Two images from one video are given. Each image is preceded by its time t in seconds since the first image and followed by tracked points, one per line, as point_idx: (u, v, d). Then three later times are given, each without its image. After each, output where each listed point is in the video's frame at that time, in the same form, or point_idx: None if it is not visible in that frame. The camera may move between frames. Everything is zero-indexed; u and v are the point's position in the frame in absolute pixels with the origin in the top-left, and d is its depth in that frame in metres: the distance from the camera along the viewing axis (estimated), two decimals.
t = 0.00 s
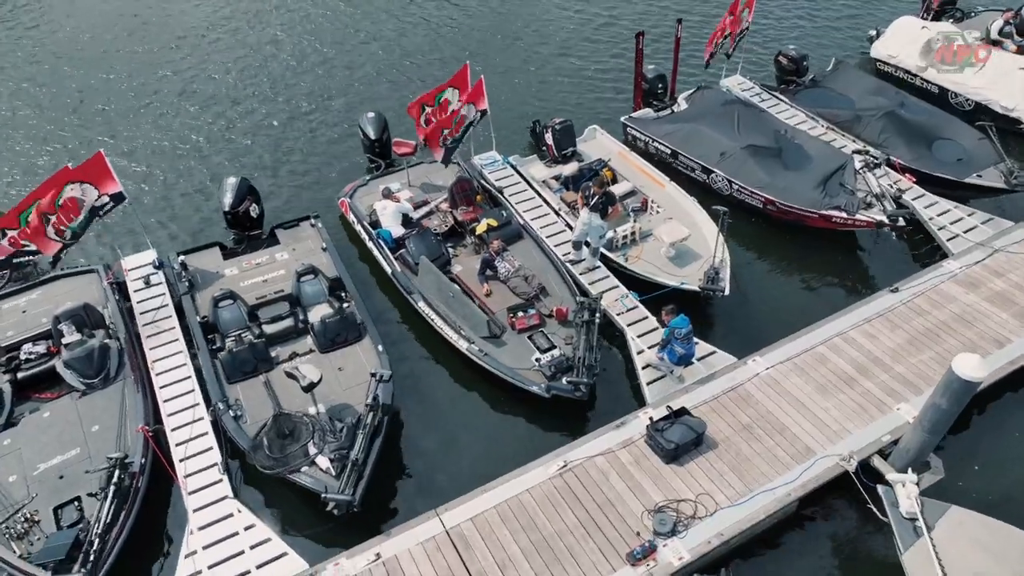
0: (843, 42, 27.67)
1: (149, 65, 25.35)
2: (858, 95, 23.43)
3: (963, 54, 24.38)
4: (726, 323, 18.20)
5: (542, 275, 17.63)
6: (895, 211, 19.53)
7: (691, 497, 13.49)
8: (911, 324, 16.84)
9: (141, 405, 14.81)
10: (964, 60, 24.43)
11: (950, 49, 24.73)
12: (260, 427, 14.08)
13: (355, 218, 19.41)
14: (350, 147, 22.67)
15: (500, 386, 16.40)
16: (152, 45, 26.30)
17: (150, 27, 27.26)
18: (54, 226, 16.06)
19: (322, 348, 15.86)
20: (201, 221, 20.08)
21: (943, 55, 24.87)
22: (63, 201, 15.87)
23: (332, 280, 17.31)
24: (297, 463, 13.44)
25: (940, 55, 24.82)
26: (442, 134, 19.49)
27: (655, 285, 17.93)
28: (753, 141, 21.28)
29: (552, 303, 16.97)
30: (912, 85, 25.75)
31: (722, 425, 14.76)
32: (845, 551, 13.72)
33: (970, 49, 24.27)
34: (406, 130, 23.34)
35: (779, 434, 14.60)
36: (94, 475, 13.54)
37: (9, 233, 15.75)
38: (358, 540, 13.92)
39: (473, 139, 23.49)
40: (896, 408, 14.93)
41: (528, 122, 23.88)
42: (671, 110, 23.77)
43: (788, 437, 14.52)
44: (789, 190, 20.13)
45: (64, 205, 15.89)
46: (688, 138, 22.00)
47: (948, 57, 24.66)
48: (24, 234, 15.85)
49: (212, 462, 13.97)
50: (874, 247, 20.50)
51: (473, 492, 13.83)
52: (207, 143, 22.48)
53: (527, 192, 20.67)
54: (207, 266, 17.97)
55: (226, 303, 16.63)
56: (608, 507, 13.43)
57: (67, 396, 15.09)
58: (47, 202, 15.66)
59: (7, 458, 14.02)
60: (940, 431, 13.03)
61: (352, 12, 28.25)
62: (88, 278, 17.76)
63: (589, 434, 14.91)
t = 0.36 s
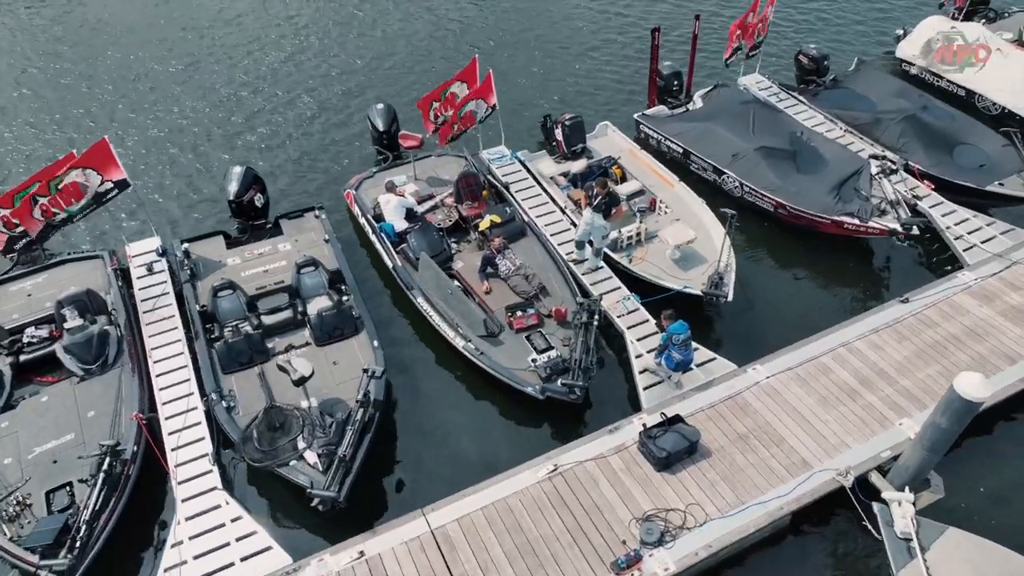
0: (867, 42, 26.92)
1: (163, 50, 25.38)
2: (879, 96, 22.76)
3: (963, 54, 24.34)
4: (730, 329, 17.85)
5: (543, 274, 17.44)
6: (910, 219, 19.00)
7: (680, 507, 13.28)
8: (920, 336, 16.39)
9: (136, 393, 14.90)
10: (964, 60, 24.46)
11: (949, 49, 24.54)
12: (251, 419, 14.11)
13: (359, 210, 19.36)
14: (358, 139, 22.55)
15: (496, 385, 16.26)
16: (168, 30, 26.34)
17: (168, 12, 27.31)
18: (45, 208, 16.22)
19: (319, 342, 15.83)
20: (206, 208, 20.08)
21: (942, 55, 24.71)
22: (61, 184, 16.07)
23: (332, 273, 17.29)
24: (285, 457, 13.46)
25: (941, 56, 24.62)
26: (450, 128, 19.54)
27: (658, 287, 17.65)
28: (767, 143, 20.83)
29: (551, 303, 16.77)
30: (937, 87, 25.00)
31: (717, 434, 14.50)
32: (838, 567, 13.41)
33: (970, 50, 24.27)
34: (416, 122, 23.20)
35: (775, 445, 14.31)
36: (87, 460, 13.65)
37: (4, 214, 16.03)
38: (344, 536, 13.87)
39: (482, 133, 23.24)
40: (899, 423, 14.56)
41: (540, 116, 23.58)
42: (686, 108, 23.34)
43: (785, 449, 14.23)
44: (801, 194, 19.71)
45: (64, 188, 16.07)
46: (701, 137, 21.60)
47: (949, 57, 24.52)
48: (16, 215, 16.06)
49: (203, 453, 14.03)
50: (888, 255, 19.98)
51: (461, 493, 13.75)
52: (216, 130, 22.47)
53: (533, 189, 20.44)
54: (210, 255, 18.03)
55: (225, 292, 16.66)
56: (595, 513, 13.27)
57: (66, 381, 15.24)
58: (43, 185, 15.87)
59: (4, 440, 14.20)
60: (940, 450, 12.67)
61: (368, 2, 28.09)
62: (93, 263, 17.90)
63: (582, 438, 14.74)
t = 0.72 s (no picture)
0: (891, 41, 26.19)
1: (178, 35, 25.43)
2: (900, 98, 22.15)
3: (963, 54, 23.95)
4: (733, 334, 17.54)
5: (544, 273, 17.23)
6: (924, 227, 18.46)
7: (668, 515, 13.09)
8: (927, 349, 15.95)
9: (132, 379, 15.00)
10: (964, 60, 24.06)
11: (949, 49, 24.19)
12: (242, 410, 14.13)
13: (363, 202, 19.29)
14: (365, 129, 22.43)
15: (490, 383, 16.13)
16: (185, 16, 26.39)
17: None
18: (47, 194, 16.46)
19: (314, 334, 15.81)
20: (211, 195, 20.10)
21: (942, 56, 24.35)
22: (63, 170, 16.24)
23: (331, 265, 17.26)
24: (274, 450, 13.48)
25: (941, 57, 24.27)
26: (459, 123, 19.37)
27: (660, 289, 17.38)
28: (780, 144, 20.37)
29: (550, 302, 16.58)
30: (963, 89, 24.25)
31: (711, 442, 14.25)
32: None
33: (970, 50, 23.85)
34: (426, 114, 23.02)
35: (770, 456, 14.03)
36: (79, 445, 13.77)
37: (7, 198, 16.31)
38: (330, 530, 13.86)
39: (492, 126, 23.00)
40: (899, 438, 14.20)
41: (551, 111, 23.28)
42: (701, 105, 22.91)
43: (779, 460, 13.95)
44: (812, 198, 19.27)
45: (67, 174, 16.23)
46: (713, 136, 21.20)
47: (948, 58, 24.15)
48: (20, 200, 16.37)
49: (194, 442, 14.09)
50: (901, 263, 19.48)
51: (448, 492, 13.68)
52: (225, 117, 22.48)
53: (540, 185, 20.21)
54: (212, 242, 18.08)
55: (225, 281, 16.70)
56: (582, 518, 13.12)
57: (65, 365, 15.39)
58: (46, 170, 16.08)
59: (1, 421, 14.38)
60: (938, 469, 12.31)
61: None
62: (97, 248, 18.04)
63: (573, 441, 14.58)
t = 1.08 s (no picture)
0: (917, 40, 25.46)
1: (194, 22, 25.49)
2: (923, 100, 21.50)
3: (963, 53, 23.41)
4: (736, 339, 17.22)
5: (546, 271, 17.03)
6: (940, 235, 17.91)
7: (657, 524, 12.89)
8: (935, 362, 15.52)
9: (130, 365, 15.10)
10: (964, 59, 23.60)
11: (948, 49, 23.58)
12: (236, 400, 14.16)
13: (369, 194, 19.21)
14: (374, 120, 22.31)
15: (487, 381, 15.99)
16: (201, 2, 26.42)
17: None
18: (50, 176, 16.58)
19: (312, 326, 15.78)
20: (219, 183, 20.14)
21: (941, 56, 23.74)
22: (67, 155, 16.32)
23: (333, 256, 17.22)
24: (265, 442, 13.49)
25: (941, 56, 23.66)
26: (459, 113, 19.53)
27: (663, 292, 17.11)
28: (795, 145, 19.90)
29: (550, 301, 16.38)
30: (991, 92, 23.50)
31: (706, 450, 14.01)
32: None
33: (970, 49, 23.31)
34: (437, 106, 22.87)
35: (766, 467, 13.76)
36: (75, 430, 13.89)
37: (8, 177, 16.40)
38: (319, 524, 13.85)
39: (502, 120, 22.75)
40: (900, 453, 13.84)
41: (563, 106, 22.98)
42: (716, 104, 22.47)
43: (775, 471, 13.66)
44: (825, 202, 18.82)
45: (70, 159, 16.33)
46: (726, 136, 20.78)
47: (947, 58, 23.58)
48: (22, 179, 16.44)
49: (187, 430, 14.15)
50: (916, 271, 18.97)
51: (437, 490, 13.61)
52: (236, 105, 22.46)
53: (547, 181, 19.99)
54: (217, 231, 18.13)
55: (226, 271, 16.73)
56: (570, 522, 12.97)
57: (65, 349, 15.53)
58: (51, 154, 16.19)
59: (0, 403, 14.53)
60: (937, 488, 11.96)
61: None
62: (104, 233, 18.16)
63: (566, 444, 14.41)
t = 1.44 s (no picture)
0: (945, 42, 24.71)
1: (212, 9, 25.54)
2: (948, 103, 20.80)
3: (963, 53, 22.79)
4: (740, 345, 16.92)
5: (548, 270, 16.86)
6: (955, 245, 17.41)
7: (646, 532, 12.74)
8: (942, 377, 15.12)
9: (130, 351, 15.22)
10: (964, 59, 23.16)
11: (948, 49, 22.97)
12: (230, 391, 14.22)
13: (374, 186, 19.14)
14: (384, 112, 22.20)
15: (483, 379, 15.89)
16: None
17: None
18: (59, 163, 16.65)
19: (310, 319, 15.78)
20: (227, 171, 20.20)
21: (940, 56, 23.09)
22: (76, 142, 16.50)
23: (335, 249, 17.21)
24: (257, 434, 13.53)
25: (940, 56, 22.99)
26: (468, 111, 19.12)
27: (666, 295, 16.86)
28: (810, 148, 19.45)
29: (550, 301, 16.22)
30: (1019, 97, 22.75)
31: (700, 459, 13.80)
32: None
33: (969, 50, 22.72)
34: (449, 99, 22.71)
35: (760, 478, 13.52)
36: (72, 414, 14.04)
37: (18, 164, 16.48)
38: (308, 517, 13.89)
39: (513, 114, 22.52)
40: (899, 470, 13.53)
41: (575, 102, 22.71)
42: (732, 103, 22.02)
43: (769, 483, 13.43)
44: (838, 207, 18.37)
45: (78, 145, 16.52)
46: (740, 136, 20.38)
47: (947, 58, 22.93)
48: (29, 168, 16.50)
49: (181, 419, 14.25)
50: (929, 281, 18.49)
51: (426, 488, 13.58)
52: (246, 94, 22.49)
53: (555, 178, 19.77)
54: (221, 219, 18.20)
55: (228, 260, 16.79)
56: (557, 526, 12.86)
57: (68, 333, 15.70)
58: (59, 142, 16.34)
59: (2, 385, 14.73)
60: (933, 508, 11.67)
61: None
62: (111, 218, 18.32)
63: (559, 447, 14.28)
